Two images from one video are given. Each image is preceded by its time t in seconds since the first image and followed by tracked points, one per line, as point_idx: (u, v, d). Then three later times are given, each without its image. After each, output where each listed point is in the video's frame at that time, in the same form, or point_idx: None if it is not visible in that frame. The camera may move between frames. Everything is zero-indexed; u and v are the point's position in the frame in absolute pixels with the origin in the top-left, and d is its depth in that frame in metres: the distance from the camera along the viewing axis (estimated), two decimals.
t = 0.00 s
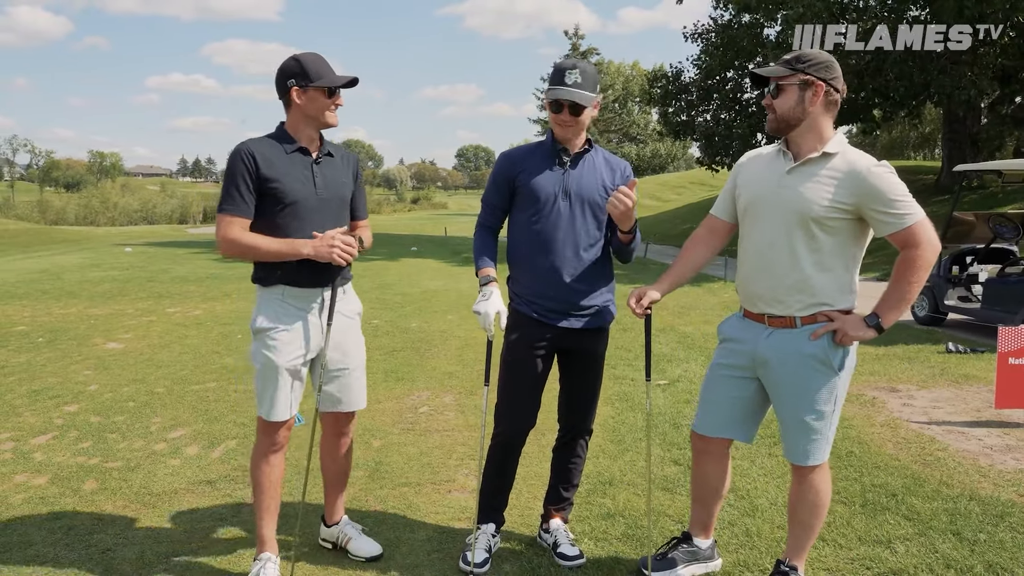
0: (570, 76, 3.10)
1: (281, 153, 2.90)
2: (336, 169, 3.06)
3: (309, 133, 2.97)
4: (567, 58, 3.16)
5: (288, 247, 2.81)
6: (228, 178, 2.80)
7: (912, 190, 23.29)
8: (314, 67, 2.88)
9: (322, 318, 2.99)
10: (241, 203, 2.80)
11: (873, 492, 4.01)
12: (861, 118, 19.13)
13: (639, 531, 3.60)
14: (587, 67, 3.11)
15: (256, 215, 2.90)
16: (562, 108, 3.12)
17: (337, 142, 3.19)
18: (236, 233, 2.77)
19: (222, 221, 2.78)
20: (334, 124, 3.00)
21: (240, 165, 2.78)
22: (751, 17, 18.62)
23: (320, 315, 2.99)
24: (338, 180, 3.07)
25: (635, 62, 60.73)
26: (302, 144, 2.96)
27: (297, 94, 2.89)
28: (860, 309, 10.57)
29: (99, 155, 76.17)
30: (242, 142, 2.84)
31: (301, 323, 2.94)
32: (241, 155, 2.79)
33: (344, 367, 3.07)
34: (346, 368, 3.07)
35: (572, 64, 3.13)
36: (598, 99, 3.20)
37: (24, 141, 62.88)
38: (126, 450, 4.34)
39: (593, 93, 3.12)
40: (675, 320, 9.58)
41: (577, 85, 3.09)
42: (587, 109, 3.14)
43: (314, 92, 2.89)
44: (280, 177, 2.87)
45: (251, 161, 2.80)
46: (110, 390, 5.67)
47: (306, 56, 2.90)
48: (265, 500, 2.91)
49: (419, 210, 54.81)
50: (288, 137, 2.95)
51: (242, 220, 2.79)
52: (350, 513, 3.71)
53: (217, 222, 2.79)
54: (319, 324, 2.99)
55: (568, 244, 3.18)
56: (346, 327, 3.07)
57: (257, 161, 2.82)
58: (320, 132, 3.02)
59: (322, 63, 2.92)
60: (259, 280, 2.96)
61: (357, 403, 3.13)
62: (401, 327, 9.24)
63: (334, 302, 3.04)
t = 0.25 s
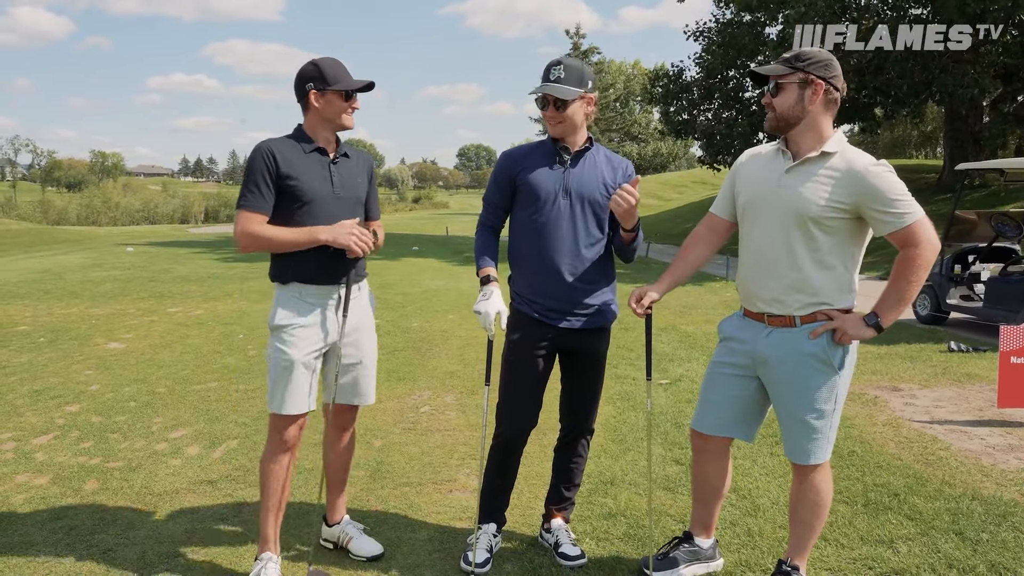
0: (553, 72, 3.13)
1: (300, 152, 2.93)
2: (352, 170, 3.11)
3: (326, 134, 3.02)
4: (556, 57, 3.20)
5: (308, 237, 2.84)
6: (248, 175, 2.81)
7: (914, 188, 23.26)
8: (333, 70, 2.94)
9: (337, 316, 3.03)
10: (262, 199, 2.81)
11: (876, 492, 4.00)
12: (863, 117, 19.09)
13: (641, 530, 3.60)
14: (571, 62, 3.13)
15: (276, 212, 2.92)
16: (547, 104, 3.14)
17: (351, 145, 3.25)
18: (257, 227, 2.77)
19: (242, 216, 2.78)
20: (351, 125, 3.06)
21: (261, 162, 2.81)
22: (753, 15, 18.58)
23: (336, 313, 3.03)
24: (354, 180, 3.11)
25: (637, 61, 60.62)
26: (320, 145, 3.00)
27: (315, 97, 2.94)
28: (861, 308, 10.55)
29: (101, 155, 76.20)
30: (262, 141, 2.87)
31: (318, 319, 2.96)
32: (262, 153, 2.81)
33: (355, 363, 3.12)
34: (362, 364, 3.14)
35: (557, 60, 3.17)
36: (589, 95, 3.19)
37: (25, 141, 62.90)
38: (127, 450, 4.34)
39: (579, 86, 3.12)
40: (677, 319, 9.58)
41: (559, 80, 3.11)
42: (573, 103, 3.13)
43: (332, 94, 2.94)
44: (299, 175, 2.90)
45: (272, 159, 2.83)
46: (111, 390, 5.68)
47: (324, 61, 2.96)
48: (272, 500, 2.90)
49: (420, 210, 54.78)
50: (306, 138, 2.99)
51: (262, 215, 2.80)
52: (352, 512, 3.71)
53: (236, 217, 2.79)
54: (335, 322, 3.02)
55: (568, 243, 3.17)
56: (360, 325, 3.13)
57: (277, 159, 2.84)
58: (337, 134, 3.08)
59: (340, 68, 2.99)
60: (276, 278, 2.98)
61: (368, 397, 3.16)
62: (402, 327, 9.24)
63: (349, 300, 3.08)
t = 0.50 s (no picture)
0: (544, 70, 3.14)
1: (312, 158, 2.99)
2: (364, 175, 3.16)
3: (338, 140, 3.07)
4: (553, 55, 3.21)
5: (323, 234, 2.93)
6: (263, 180, 2.90)
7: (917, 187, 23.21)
8: (344, 77, 2.97)
9: (348, 315, 3.09)
10: (275, 203, 2.89)
11: (879, 492, 3.98)
12: (865, 116, 19.04)
13: (644, 531, 3.59)
14: (560, 59, 3.12)
15: (289, 217, 2.99)
16: (537, 101, 3.16)
17: (363, 150, 3.30)
18: (272, 230, 2.86)
19: (257, 220, 2.87)
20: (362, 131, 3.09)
21: (274, 168, 2.89)
22: (755, 14, 18.55)
23: (347, 312, 3.09)
24: (365, 185, 3.16)
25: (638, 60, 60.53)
26: (332, 150, 3.06)
27: (327, 103, 2.98)
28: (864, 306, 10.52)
29: (103, 155, 76.26)
30: (275, 148, 2.94)
31: (328, 316, 3.03)
32: (275, 159, 2.90)
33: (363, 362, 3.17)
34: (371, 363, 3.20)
35: (550, 58, 3.17)
36: (580, 90, 3.15)
37: (27, 142, 62.95)
38: (129, 450, 4.34)
39: (566, 82, 3.10)
40: (679, 319, 9.56)
41: (547, 77, 3.12)
42: (561, 99, 3.12)
43: (344, 100, 2.97)
44: (311, 180, 2.97)
45: (284, 165, 2.91)
46: (113, 391, 5.68)
47: (335, 66, 3.00)
48: (289, 502, 2.88)
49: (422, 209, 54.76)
50: (319, 143, 3.04)
51: (277, 219, 2.89)
52: (354, 513, 3.71)
53: (252, 221, 2.88)
54: (344, 320, 3.08)
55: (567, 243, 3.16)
56: (372, 326, 3.19)
57: (290, 164, 2.92)
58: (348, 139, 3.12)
59: (350, 73, 3.01)
60: (292, 280, 3.05)
61: (372, 395, 3.22)
62: (405, 327, 9.23)
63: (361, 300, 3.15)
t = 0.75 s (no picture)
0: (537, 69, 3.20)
1: (317, 162, 3.00)
2: (368, 180, 3.16)
3: (344, 145, 3.08)
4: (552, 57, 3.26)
5: (326, 239, 2.92)
6: (267, 184, 2.91)
7: (918, 186, 23.19)
8: (351, 82, 2.98)
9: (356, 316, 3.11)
10: (280, 207, 2.90)
11: (879, 491, 3.98)
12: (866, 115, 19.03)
13: (644, 531, 3.59)
14: (551, 57, 3.17)
15: (293, 221, 3.00)
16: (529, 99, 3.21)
17: (369, 156, 3.30)
18: (277, 233, 2.87)
19: (261, 222, 2.87)
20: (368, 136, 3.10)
21: (279, 172, 2.90)
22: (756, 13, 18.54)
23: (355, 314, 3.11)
24: (369, 190, 3.16)
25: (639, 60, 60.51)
26: (337, 155, 3.06)
27: (335, 108, 2.99)
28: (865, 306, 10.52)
29: (105, 156, 76.35)
30: (281, 152, 2.96)
31: (337, 319, 3.05)
32: (280, 163, 2.91)
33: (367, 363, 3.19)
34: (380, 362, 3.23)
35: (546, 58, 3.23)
36: (572, 86, 3.15)
37: (29, 142, 62.99)
38: (130, 450, 4.35)
39: (555, 78, 3.12)
40: (680, 318, 9.56)
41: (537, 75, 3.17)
42: (550, 95, 3.15)
43: (351, 105, 2.99)
44: (315, 184, 2.97)
45: (289, 168, 2.91)
46: (114, 390, 5.69)
47: (343, 71, 3.01)
48: (295, 506, 2.86)
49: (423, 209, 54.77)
50: (325, 148, 3.05)
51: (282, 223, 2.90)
52: (355, 513, 3.72)
53: (257, 224, 2.89)
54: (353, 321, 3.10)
55: (562, 241, 3.16)
56: (381, 327, 3.21)
57: (295, 168, 2.93)
58: (354, 144, 3.13)
59: (358, 78, 3.03)
60: (297, 285, 3.08)
61: (379, 395, 3.26)
62: (405, 326, 9.24)
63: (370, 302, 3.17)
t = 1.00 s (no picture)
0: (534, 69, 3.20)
1: (321, 162, 2.99)
2: (373, 179, 3.16)
3: (348, 144, 3.07)
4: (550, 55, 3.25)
5: (333, 242, 2.91)
6: (272, 185, 2.90)
7: (918, 185, 23.18)
8: (355, 80, 2.97)
9: (359, 316, 3.10)
10: (285, 208, 2.90)
11: (881, 490, 3.98)
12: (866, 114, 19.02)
13: (645, 530, 3.58)
14: (548, 56, 3.17)
15: (299, 223, 3.00)
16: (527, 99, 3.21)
17: (373, 155, 3.29)
18: (284, 236, 2.87)
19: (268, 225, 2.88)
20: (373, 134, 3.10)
21: (284, 173, 2.89)
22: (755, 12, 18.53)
23: (359, 313, 3.10)
24: (374, 189, 3.16)
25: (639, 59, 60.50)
26: (342, 155, 3.06)
27: (338, 106, 2.99)
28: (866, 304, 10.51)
29: (105, 156, 76.35)
30: (285, 153, 2.95)
31: (340, 318, 3.04)
32: (285, 164, 2.90)
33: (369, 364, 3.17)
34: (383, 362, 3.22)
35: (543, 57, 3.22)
36: (570, 85, 3.14)
37: (29, 142, 62.99)
38: (130, 450, 4.35)
39: (552, 77, 3.12)
40: (681, 317, 9.56)
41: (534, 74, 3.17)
42: (547, 95, 3.15)
43: (355, 103, 2.98)
44: (320, 184, 2.97)
45: (293, 169, 2.90)
46: (114, 391, 5.69)
47: (346, 70, 3.00)
48: (297, 506, 2.86)
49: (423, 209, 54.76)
50: (329, 148, 3.04)
51: (288, 224, 2.90)
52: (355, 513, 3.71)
53: (264, 227, 2.89)
54: (357, 320, 3.09)
55: (559, 240, 3.16)
56: (385, 327, 3.20)
57: (299, 169, 2.92)
58: (358, 143, 3.12)
59: (361, 76, 3.02)
60: (303, 285, 3.07)
61: (383, 394, 3.25)
62: (406, 326, 9.23)
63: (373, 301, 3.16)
